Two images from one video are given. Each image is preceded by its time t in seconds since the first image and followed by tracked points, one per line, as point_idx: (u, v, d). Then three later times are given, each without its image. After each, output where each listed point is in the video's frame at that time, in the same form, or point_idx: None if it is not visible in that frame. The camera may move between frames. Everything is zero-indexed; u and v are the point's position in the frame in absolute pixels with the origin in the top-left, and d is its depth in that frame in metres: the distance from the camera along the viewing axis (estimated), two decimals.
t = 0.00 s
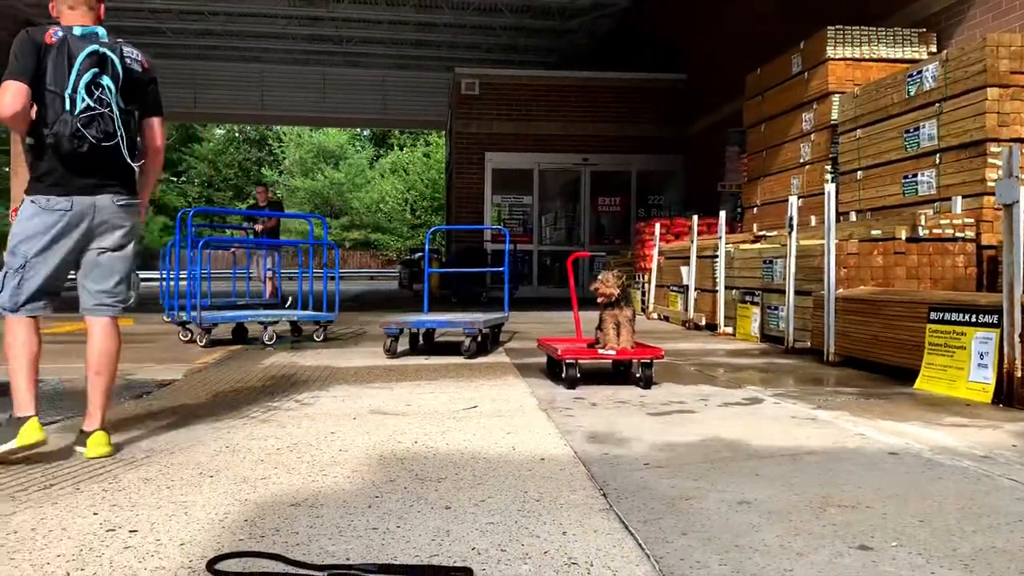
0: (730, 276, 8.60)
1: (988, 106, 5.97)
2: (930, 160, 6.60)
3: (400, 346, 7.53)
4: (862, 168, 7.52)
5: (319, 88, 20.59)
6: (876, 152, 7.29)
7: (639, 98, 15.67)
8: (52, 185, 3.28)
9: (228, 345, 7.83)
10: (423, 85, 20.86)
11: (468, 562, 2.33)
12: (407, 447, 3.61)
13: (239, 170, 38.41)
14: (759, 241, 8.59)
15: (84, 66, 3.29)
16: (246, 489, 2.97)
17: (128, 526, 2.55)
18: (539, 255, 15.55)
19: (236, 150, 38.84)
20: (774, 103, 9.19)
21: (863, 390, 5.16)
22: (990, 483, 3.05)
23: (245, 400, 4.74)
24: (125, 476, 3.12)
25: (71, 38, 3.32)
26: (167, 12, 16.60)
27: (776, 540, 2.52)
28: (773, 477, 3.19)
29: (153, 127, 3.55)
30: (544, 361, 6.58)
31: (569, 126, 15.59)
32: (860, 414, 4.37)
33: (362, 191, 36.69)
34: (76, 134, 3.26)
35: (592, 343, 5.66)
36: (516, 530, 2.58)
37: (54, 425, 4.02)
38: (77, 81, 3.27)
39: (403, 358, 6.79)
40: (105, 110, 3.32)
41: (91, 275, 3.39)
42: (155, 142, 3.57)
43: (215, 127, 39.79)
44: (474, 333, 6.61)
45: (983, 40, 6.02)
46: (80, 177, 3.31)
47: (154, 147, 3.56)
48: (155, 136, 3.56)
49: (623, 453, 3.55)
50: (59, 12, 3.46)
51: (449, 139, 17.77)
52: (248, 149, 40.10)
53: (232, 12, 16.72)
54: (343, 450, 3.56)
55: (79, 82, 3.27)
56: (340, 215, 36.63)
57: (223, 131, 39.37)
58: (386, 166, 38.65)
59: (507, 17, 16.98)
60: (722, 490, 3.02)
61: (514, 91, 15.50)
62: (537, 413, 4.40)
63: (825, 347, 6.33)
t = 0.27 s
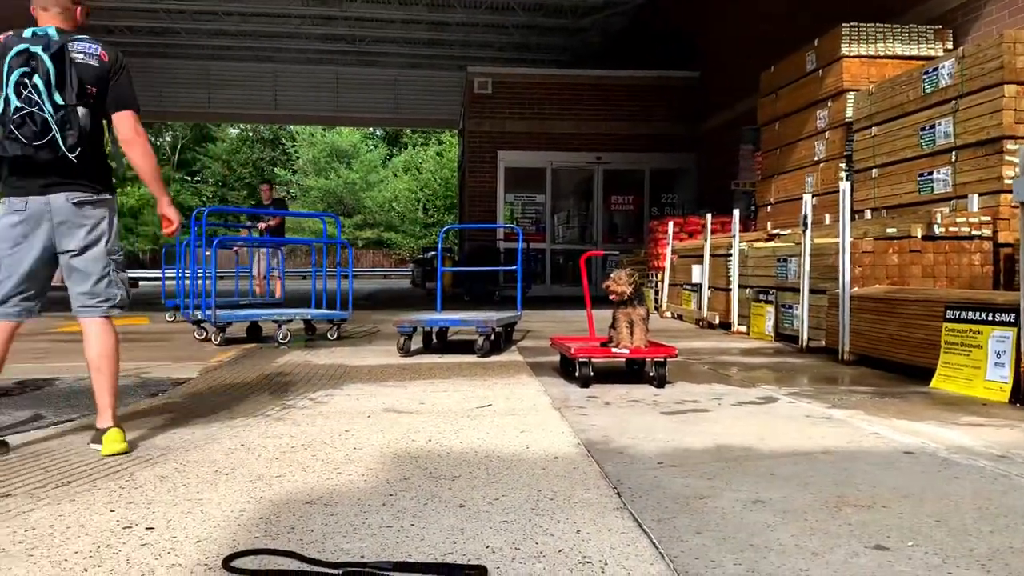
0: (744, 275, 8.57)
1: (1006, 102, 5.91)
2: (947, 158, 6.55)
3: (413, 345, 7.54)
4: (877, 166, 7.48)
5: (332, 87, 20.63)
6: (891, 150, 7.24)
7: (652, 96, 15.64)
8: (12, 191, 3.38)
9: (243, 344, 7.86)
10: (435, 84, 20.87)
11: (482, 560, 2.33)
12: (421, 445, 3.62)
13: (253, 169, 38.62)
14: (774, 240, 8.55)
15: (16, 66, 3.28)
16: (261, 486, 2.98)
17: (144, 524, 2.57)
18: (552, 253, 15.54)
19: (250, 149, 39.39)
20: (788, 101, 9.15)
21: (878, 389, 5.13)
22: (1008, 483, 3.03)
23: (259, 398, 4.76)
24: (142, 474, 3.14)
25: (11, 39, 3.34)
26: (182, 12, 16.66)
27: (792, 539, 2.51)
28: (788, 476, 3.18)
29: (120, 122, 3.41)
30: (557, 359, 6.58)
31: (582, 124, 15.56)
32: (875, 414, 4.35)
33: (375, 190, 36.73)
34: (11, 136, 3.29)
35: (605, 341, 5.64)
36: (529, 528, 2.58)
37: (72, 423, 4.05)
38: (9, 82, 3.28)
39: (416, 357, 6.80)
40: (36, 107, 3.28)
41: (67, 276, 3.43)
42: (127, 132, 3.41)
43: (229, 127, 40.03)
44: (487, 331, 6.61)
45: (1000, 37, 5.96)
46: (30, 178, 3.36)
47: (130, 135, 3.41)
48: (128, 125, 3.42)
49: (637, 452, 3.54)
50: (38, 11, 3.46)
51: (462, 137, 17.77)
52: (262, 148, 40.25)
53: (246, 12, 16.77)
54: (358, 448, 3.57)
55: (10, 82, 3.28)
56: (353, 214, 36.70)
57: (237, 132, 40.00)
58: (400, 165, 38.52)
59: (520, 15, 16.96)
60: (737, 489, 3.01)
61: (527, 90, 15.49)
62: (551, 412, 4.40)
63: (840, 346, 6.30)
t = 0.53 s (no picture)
0: (753, 273, 8.54)
1: (1018, 99, 5.87)
2: (958, 156, 6.52)
3: (422, 343, 7.55)
4: (888, 164, 7.45)
5: (341, 86, 20.67)
6: (902, 148, 7.21)
7: (660, 94, 15.61)
8: None
9: (252, 343, 7.89)
10: (445, 83, 20.87)
11: (491, 558, 2.33)
12: (430, 444, 3.63)
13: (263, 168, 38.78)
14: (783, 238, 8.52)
15: None
16: (271, 484, 2.99)
17: (155, 521, 2.58)
18: (561, 252, 15.53)
19: (259, 148, 39.54)
20: (798, 99, 9.12)
21: (888, 388, 5.11)
22: (1020, 482, 3.01)
23: (268, 396, 4.77)
24: (152, 472, 3.15)
25: None
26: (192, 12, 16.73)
27: (801, 539, 2.50)
28: (798, 475, 3.17)
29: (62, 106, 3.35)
30: (566, 358, 6.58)
31: (591, 123, 15.55)
32: (886, 413, 4.33)
33: (384, 188, 36.77)
34: None
35: (614, 340, 5.64)
36: (538, 527, 2.58)
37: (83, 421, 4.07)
38: None
39: (425, 356, 6.81)
40: None
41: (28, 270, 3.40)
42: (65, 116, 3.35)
43: (239, 127, 40.17)
44: (496, 330, 6.61)
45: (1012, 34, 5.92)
46: None
47: (73, 119, 3.36)
48: (71, 108, 3.36)
49: (646, 451, 3.53)
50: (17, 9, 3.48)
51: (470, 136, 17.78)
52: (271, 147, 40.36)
53: (256, 11, 16.83)
54: (367, 446, 3.57)
55: None
56: (362, 213, 36.74)
57: (247, 131, 40.16)
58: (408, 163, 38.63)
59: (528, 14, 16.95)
60: (746, 488, 3.01)
61: (535, 88, 15.48)
62: (560, 411, 4.40)
63: (849, 344, 6.27)
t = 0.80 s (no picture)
0: (762, 272, 8.52)
1: None
2: (968, 153, 6.48)
3: (431, 342, 7.55)
4: (897, 162, 7.42)
5: (349, 86, 20.70)
6: (911, 145, 7.18)
7: (668, 92, 15.58)
8: None
9: (262, 341, 7.90)
10: (452, 81, 20.86)
11: (501, 556, 2.33)
12: (439, 442, 3.63)
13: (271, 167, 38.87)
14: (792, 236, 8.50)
15: None
16: (281, 482, 3.00)
17: (166, 518, 2.59)
18: (569, 250, 15.51)
19: (268, 147, 39.61)
20: (806, 97, 9.10)
21: (898, 386, 5.10)
22: None
23: (278, 395, 4.78)
24: (163, 470, 3.16)
25: None
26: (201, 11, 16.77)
27: (812, 537, 2.50)
28: (808, 474, 3.16)
29: None
30: (574, 357, 6.57)
31: (599, 121, 15.53)
32: (896, 411, 4.32)
33: (391, 187, 36.81)
34: None
35: (623, 339, 5.64)
36: (548, 525, 2.58)
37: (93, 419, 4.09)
38: None
39: (434, 354, 6.81)
40: None
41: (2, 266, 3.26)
42: None
43: (247, 126, 40.28)
44: (504, 328, 6.61)
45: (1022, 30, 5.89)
46: None
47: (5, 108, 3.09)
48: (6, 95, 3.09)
49: (655, 450, 3.53)
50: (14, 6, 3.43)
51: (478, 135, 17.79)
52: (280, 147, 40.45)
53: (263, 10, 16.87)
54: (376, 445, 3.58)
55: None
56: (370, 212, 36.78)
57: (255, 130, 40.24)
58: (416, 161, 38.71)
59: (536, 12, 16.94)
60: (756, 487, 3.00)
61: (543, 87, 15.47)
62: (568, 409, 4.39)
63: (859, 342, 6.27)
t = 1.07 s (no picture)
0: (772, 270, 8.49)
1: None
2: (979, 151, 6.45)
3: (440, 342, 7.56)
4: (908, 160, 7.38)
5: (358, 86, 20.72)
6: (922, 143, 7.15)
7: (677, 91, 15.55)
8: None
9: (272, 341, 7.92)
10: (460, 81, 20.87)
11: (512, 556, 2.33)
12: (449, 441, 3.63)
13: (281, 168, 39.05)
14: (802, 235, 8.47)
15: None
16: (292, 481, 3.01)
17: (178, 518, 2.60)
18: (578, 250, 15.51)
19: (277, 148, 39.69)
20: (816, 95, 9.07)
21: (910, 385, 5.08)
22: None
23: (288, 395, 4.79)
24: (175, 469, 3.17)
25: None
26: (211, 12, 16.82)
27: (824, 537, 2.49)
28: (819, 473, 3.15)
29: None
30: (584, 356, 6.57)
31: (608, 120, 15.51)
32: (907, 410, 4.30)
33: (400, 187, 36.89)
34: None
35: (633, 338, 5.63)
36: (559, 525, 2.58)
37: (106, 419, 4.10)
38: None
39: (443, 354, 6.81)
40: None
41: None
42: None
43: (257, 127, 40.39)
44: (514, 328, 6.61)
45: None
46: None
47: None
48: None
49: (666, 449, 3.52)
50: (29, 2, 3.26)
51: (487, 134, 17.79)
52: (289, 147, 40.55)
53: (272, 11, 16.92)
54: (386, 444, 3.59)
55: None
56: (379, 212, 36.84)
57: (264, 131, 40.35)
58: (425, 161, 38.75)
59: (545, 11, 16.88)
60: (767, 486, 2.99)
61: (551, 86, 15.46)
62: (578, 409, 4.39)
63: (870, 341, 6.25)
